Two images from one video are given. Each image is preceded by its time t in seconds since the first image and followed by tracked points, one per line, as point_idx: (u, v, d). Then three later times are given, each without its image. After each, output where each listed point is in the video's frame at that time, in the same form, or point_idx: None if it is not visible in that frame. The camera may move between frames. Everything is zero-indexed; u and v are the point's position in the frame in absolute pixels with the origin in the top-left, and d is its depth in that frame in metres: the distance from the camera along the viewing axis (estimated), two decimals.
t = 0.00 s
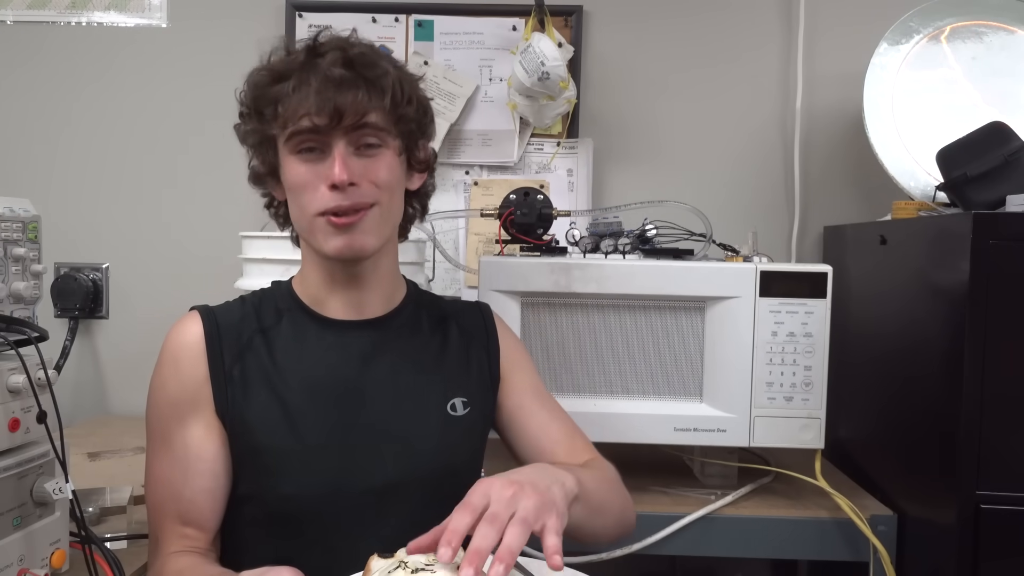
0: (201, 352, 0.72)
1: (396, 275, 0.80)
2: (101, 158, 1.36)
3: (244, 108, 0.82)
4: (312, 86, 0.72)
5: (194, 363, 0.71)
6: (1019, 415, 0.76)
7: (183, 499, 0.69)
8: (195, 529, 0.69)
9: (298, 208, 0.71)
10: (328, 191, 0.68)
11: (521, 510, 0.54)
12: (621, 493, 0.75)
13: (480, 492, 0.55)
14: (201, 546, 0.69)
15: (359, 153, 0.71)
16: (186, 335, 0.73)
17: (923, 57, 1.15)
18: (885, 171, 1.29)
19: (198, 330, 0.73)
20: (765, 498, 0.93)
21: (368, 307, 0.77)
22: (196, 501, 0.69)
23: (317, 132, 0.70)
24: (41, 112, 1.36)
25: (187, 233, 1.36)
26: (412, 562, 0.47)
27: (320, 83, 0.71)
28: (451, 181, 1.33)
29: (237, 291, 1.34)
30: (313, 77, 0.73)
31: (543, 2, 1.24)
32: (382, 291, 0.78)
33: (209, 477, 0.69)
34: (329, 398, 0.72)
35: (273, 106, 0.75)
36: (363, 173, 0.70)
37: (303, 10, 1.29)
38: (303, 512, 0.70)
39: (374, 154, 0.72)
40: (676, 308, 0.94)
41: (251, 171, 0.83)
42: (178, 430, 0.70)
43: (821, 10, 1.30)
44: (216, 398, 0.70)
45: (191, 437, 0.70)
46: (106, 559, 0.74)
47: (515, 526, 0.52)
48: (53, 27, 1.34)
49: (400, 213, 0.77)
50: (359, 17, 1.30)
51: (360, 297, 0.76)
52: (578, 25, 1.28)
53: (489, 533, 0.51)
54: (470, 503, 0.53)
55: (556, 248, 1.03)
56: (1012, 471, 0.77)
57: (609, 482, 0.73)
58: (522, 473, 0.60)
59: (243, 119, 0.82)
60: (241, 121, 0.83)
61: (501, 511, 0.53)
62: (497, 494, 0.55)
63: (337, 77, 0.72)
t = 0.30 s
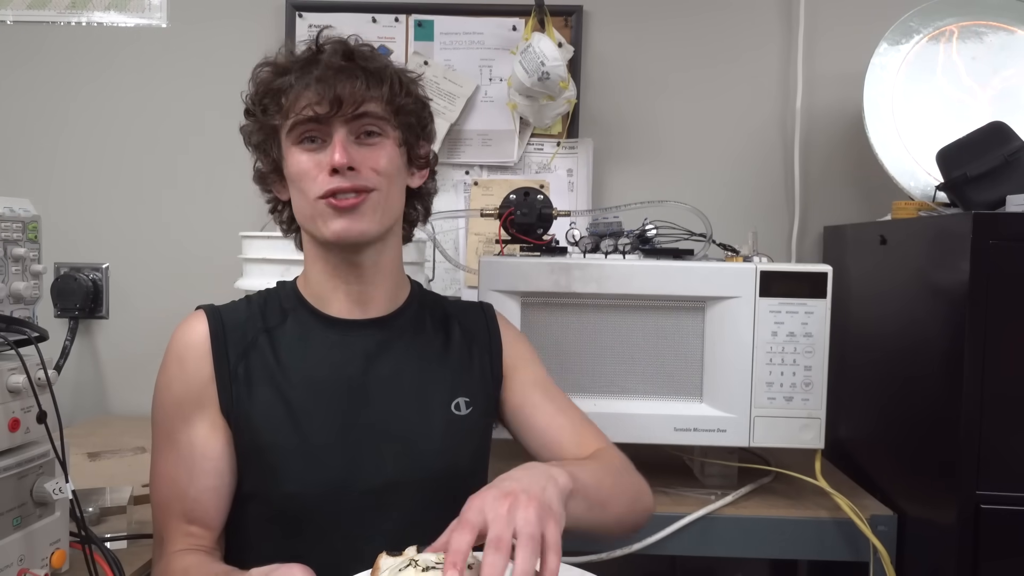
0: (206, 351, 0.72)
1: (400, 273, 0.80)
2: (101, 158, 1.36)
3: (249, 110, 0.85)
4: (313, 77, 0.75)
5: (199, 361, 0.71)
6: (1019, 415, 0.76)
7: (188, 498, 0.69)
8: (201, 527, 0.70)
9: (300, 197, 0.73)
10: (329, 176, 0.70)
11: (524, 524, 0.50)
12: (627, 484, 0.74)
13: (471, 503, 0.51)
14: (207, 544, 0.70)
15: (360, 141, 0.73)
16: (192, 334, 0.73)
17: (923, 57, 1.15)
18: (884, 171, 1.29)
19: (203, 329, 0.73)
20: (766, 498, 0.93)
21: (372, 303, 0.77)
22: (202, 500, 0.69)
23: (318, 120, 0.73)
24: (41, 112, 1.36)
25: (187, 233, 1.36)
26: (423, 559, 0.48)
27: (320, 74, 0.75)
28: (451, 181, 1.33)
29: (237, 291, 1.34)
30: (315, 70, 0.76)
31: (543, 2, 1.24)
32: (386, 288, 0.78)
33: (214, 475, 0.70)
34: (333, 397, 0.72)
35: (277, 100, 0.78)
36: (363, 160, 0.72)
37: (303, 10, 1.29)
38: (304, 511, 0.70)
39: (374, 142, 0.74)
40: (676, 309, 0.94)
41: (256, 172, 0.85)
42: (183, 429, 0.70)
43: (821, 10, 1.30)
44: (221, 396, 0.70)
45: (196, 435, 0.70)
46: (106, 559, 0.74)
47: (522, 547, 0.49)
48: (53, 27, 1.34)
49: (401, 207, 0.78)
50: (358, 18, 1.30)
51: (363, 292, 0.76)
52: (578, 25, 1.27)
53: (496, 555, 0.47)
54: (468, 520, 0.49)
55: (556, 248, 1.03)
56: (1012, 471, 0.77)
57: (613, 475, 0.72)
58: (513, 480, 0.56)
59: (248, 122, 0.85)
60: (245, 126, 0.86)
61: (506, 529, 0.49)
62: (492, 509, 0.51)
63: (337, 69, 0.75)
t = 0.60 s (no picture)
0: (203, 353, 0.72)
1: (395, 271, 0.80)
2: (100, 158, 1.36)
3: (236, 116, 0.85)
4: (296, 81, 0.75)
5: (197, 363, 0.71)
6: (1019, 415, 0.76)
7: (188, 500, 0.69)
8: (201, 530, 0.70)
9: (290, 201, 0.73)
10: (316, 179, 0.70)
11: (531, 540, 0.49)
12: (650, 464, 0.70)
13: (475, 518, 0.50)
14: (207, 546, 0.70)
15: (346, 143, 0.73)
16: (189, 336, 0.73)
17: (923, 57, 1.15)
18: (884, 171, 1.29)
19: (199, 331, 0.73)
20: (766, 499, 0.93)
21: (366, 303, 0.77)
22: (202, 502, 0.69)
23: (303, 124, 0.73)
24: (41, 111, 1.36)
25: (187, 233, 1.36)
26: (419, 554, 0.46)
27: (303, 78, 0.75)
28: (451, 181, 1.33)
29: (237, 291, 1.34)
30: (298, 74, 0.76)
31: (543, 2, 1.24)
32: (380, 287, 0.78)
33: (213, 477, 0.70)
34: (329, 398, 0.72)
35: (261, 106, 0.78)
36: (350, 161, 0.72)
37: (303, 10, 1.29)
38: (304, 512, 0.70)
39: (361, 144, 0.74)
40: (676, 309, 0.94)
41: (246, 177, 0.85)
42: (182, 431, 0.70)
43: (821, 11, 1.30)
44: (218, 398, 0.70)
45: (195, 437, 0.70)
46: (106, 559, 0.74)
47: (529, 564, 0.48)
48: (53, 27, 1.34)
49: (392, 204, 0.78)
50: (358, 17, 1.30)
51: (357, 293, 0.77)
52: (578, 25, 1.27)
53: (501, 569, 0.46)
54: (476, 533, 0.48)
55: (556, 248, 1.03)
56: (1012, 471, 0.77)
57: (633, 458, 0.68)
58: (523, 490, 0.55)
59: (236, 128, 0.85)
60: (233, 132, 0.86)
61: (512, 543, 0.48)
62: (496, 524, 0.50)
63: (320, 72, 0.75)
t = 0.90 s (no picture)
0: (201, 352, 0.72)
1: (389, 273, 0.80)
2: (101, 159, 1.36)
3: (219, 123, 0.80)
4: (283, 112, 0.69)
5: (195, 362, 0.71)
6: (1019, 415, 0.76)
7: (187, 498, 0.69)
8: (200, 529, 0.70)
9: (286, 230, 0.72)
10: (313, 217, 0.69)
11: (535, 529, 0.49)
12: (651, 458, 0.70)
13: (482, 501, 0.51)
14: (207, 545, 0.70)
15: (340, 175, 0.70)
16: (186, 336, 0.73)
17: (923, 57, 1.15)
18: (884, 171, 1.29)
19: (197, 331, 0.73)
20: (766, 498, 0.93)
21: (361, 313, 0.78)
22: (201, 501, 0.69)
23: (294, 160, 0.69)
24: (41, 111, 1.36)
25: (188, 232, 1.36)
26: (421, 535, 0.47)
27: (291, 109, 0.69)
28: (451, 181, 1.33)
29: (237, 291, 1.34)
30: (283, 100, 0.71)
31: (543, 2, 1.24)
32: (376, 296, 0.78)
33: (212, 475, 0.70)
34: (325, 397, 0.72)
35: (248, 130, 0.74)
36: (345, 193, 0.70)
37: (303, 10, 1.29)
38: (303, 510, 0.70)
39: (355, 173, 0.71)
40: (676, 309, 0.94)
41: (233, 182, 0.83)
42: (180, 429, 0.70)
43: (821, 10, 1.30)
44: (216, 396, 0.71)
45: (193, 435, 0.70)
46: (106, 559, 0.74)
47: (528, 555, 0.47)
48: (53, 27, 1.35)
49: (384, 213, 0.78)
50: (358, 17, 1.30)
51: (353, 303, 0.77)
52: (578, 25, 1.28)
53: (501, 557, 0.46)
54: (480, 517, 0.48)
55: (556, 247, 1.03)
56: (1012, 471, 0.77)
57: (635, 452, 0.68)
58: (531, 479, 0.55)
59: (220, 134, 0.80)
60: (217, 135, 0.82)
61: (515, 530, 0.48)
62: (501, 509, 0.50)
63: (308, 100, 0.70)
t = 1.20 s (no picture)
0: (200, 352, 0.72)
1: (386, 273, 0.81)
2: (100, 159, 1.36)
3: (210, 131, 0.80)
4: (271, 115, 0.69)
5: (194, 361, 0.72)
6: (1019, 415, 0.76)
7: (188, 497, 0.69)
8: (200, 528, 0.69)
9: (282, 233, 0.72)
10: (307, 218, 0.69)
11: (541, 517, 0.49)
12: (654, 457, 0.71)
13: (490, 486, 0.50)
14: (207, 544, 0.69)
15: (331, 175, 0.70)
16: (186, 337, 0.73)
17: (923, 58, 1.15)
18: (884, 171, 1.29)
19: (195, 331, 0.73)
20: (766, 498, 0.93)
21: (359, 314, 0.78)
22: (202, 500, 0.69)
23: (285, 163, 0.69)
24: (41, 111, 1.36)
25: (188, 232, 1.36)
26: (424, 520, 0.47)
27: (279, 112, 0.69)
28: (451, 181, 1.33)
29: (237, 291, 1.34)
30: (270, 104, 0.70)
31: (543, 2, 1.24)
32: (374, 295, 0.78)
33: (211, 473, 0.70)
34: (324, 396, 0.72)
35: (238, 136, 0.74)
36: (337, 194, 0.70)
37: (303, 10, 1.29)
38: (303, 509, 0.70)
39: (346, 173, 0.71)
40: (676, 309, 0.94)
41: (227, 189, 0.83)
42: (179, 428, 0.70)
43: (821, 10, 1.30)
44: (215, 396, 0.71)
45: (192, 434, 0.70)
46: (106, 559, 0.74)
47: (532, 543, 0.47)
48: (53, 27, 1.34)
49: (378, 212, 0.78)
50: (358, 17, 1.30)
51: (351, 304, 0.77)
52: (578, 25, 1.28)
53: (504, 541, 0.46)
54: (488, 503, 0.48)
55: (556, 248, 1.03)
56: (1012, 471, 0.77)
57: (637, 451, 0.68)
58: (539, 471, 0.55)
59: (210, 141, 0.80)
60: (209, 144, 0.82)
61: (523, 515, 0.48)
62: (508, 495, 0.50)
63: (295, 102, 0.70)
